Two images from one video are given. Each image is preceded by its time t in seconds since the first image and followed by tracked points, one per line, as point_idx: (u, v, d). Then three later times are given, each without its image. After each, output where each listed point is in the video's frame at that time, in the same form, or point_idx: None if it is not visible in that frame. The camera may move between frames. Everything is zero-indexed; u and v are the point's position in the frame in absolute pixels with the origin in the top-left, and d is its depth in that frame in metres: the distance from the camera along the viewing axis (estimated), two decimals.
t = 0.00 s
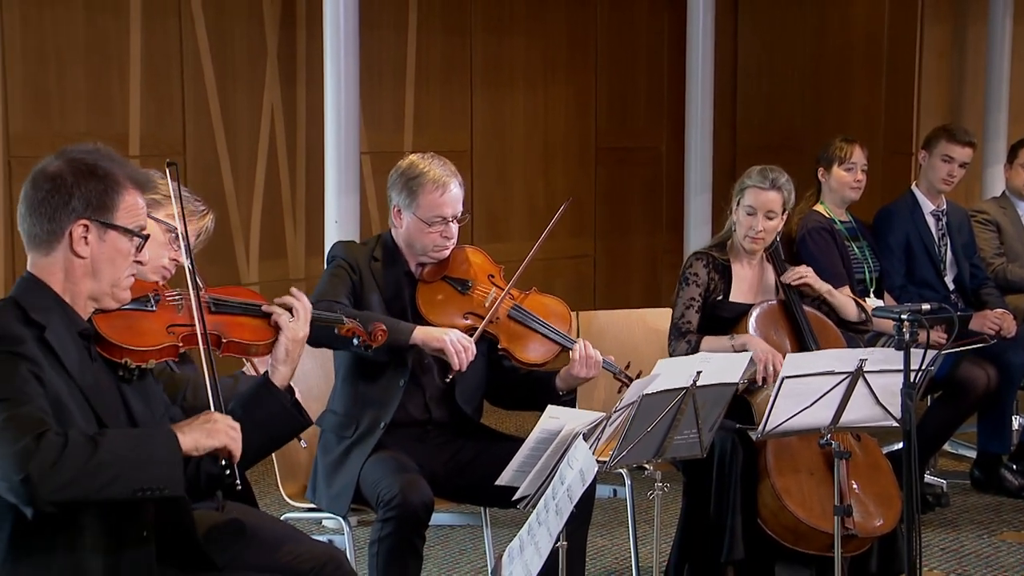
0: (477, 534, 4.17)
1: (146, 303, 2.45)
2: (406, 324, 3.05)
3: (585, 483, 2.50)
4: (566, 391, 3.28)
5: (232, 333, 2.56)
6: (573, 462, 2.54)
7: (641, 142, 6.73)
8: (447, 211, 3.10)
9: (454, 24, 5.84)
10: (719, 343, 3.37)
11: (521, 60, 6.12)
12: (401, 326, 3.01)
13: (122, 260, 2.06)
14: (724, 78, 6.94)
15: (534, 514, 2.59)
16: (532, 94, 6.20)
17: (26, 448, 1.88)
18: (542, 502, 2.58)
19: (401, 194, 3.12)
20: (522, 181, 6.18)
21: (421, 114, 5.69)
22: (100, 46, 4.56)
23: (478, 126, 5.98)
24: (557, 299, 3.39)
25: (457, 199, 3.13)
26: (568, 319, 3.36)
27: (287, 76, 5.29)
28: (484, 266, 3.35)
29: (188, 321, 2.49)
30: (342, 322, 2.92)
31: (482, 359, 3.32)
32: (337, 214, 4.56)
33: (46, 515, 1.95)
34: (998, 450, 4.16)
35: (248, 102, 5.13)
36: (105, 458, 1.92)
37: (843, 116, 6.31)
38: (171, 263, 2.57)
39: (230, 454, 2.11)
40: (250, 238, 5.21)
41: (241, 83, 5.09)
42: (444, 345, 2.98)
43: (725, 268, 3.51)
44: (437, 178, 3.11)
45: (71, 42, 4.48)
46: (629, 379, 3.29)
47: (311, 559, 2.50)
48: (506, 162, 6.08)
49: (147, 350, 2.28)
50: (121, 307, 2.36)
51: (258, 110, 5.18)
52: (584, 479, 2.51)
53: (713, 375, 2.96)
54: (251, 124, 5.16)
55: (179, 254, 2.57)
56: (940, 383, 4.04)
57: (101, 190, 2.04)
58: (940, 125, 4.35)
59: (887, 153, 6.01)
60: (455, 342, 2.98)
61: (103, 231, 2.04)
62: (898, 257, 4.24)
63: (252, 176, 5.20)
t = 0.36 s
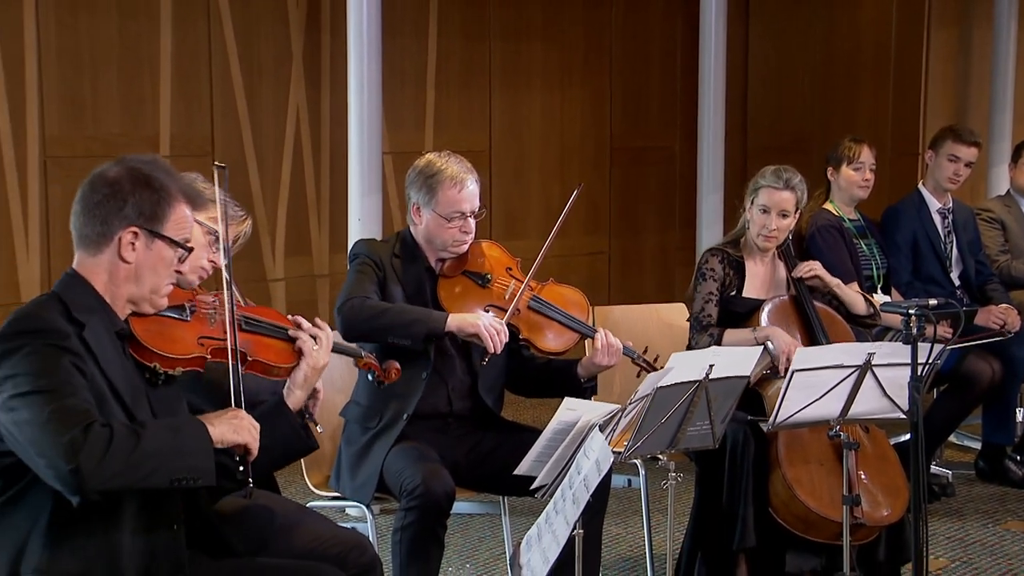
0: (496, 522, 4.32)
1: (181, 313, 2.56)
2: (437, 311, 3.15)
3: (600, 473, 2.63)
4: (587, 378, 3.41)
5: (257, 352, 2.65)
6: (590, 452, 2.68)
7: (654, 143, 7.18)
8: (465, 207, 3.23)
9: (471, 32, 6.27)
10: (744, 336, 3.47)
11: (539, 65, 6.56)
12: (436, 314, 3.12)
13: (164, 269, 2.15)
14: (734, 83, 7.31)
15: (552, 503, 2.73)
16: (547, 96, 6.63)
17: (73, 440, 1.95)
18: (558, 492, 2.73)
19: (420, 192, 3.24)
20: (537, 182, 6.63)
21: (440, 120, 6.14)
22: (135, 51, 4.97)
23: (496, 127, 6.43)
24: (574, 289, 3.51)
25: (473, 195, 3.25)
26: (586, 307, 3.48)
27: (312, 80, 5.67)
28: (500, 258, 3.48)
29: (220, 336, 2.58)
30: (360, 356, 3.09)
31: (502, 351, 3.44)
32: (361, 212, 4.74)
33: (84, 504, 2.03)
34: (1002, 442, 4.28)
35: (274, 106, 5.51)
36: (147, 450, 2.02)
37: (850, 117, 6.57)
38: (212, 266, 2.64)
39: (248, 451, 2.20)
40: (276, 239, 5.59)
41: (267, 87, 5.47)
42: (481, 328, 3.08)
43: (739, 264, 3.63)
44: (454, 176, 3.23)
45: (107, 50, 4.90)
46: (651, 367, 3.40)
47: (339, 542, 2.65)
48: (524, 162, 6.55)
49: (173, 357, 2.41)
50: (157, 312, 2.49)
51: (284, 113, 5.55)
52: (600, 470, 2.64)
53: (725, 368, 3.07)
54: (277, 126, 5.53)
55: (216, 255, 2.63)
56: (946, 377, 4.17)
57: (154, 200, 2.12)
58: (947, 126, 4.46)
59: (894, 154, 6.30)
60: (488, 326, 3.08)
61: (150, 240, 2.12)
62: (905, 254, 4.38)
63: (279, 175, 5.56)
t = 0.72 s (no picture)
0: (511, 513, 4.46)
1: (215, 330, 2.60)
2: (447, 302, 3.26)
3: (613, 463, 2.75)
4: (595, 370, 3.52)
5: (281, 380, 2.72)
6: (602, 443, 2.80)
7: (665, 144, 7.33)
8: (470, 204, 3.32)
9: (487, 35, 6.41)
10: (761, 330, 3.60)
11: (552, 68, 6.71)
12: (447, 302, 3.24)
13: (208, 288, 2.24)
14: (743, 85, 7.47)
15: (565, 494, 2.87)
16: (561, 98, 6.78)
17: (110, 439, 2.05)
18: (571, 482, 2.85)
19: (428, 192, 3.36)
20: (550, 182, 6.78)
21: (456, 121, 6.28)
22: (162, 54, 5.10)
23: (510, 128, 6.58)
24: (579, 284, 3.63)
25: (480, 191, 3.35)
26: (592, 302, 3.60)
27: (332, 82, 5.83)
28: (509, 254, 3.59)
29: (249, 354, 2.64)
30: (377, 398, 3.21)
31: (515, 343, 3.55)
32: (379, 211, 4.86)
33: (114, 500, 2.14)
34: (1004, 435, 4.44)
35: (296, 108, 5.65)
36: (176, 450, 2.13)
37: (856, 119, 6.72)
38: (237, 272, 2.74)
39: (262, 450, 2.30)
40: (297, 237, 5.74)
41: (289, 89, 5.61)
42: (492, 316, 3.22)
43: (748, 262, 3.76)
44: (460, 174, 3.34)
45: (133, 50, 5.02)
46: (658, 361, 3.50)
47: (360, 532, 2.79)
48: (540, 162, 6.70)
49: (200, 373, 2.50)
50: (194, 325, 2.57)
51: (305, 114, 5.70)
52: (612, 460, 2.75)
53: (734, 362, 3.19)
54: (298, 127, 5.68)
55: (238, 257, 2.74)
56: (949, 371, 4.30)
57: (210, 223, 2.21)
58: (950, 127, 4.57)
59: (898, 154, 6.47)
60: (498, 314, 3.22)
61: (199, 260, 2.20)
62: (908, 250, 4.50)
63: (299, 175, 5.71)
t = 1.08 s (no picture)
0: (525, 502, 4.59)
1: (245, 326, 2.66)
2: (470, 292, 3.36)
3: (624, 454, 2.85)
4: (614, 364, 3.63)
5: (311, 376, 2.77)
6: (613, 434, 2.94)
7: (675, 142, 7.46)
8: (483, 199, 3.43)
9: (502, 35, 6.52)
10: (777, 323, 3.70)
11: (566, 68, 6.84)
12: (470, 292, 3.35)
13: (236, 286, 2.32)
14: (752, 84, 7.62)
15: (578, 484, 2.96)
16: (574, 97, 6.90)
17: (166, 420, 2.14)
18: (584, 474, 2.96)
19: (442, 188, 3.47)
20: (563, 179, 6.90)
21: (472, 120, 6.41)
22: (186, 54, 5.24)
23: (526, 126, 6.69)
24: (594, 275, 3.74)
25: (492, 186, 3.45)
26: (606, 292, 3.71)
27: (351, 83, 5.97)
28: (524, 247, 3.69)
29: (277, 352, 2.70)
30: (407, 392, 3.23)
31: (530, 336, 3.65)
32: (396, 208, 4.97)
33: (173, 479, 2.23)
34: (1006, 426, 4.59)
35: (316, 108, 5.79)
36: (227, 420, 2.24)
37: (862, 117, 6.93)
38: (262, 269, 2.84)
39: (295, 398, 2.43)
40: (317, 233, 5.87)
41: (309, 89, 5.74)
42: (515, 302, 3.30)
43: (751, 257, 3.85)
44: (473, 169, 3.45)
45: (156, 51, 5.14)
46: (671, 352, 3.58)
47: (376, 522, 2.91)
48: (552, 160, 6.82)
49: (230, 369, 2.54)
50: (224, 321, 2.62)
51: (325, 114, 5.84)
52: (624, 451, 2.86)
53: (743, 355, 3.30)
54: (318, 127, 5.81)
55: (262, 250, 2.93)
56: (953, 363, 4.43)
57: (238, 223, 2.29)
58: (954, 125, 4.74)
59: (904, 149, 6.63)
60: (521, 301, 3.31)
61: (228, 259, 2.28)
62: (913, 248, 4.66)
63: (319, 173, 5.84)
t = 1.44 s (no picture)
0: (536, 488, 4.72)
1: (255, 300, 2.87)
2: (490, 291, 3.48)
3: (635, 441, 2.94)
4: (628, 361, 3.75)
5: (326, 342, 3.00)
6: (624, 422, 3.01)
7: (684, 137, 7.57)
8: (507, 196, 3.54)
9: (514, 32, 6.63)
10: (784, 309, 3.83)
11: (576, 63, 6.95)
12: (490, 294, 3.46)
13: (241, 262, 2.41)
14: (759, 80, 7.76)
15: (589, 469, 3.05)
16: (585, 92, 7.02)
17: (182, 411, 2.21)
18: (595, 460, 3.05)
19: (466, 182, 3.57)
20: (573, 173, 7.01)
21: (484, 114, 6.52)
22: (205, 52, 5.35)
23: (537, 121, 6.80)
24: (610, 273, 3.86)
25: (516, 184, 3.56)
26: (621, 291, 3.81)
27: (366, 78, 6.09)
28: (542, 244, 3.78)
29: (292, 324, 2.92)
30: (423, 344, 3.46)
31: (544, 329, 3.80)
32: (411, 200, 5.09)
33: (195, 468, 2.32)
34: (1007, 414, 4.71)
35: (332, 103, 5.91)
36: (242, 413, 2.31)
37: (865, 112, 7.06)
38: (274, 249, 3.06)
39: (315, 395, 2.51)
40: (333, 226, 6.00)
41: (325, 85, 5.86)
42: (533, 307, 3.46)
43: (748, 247, 3.99)
44: (498, 167, 3.54)
45: (179, 48, 5.26)
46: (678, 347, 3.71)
47: (391, 506, 3.02)
48: (563, 155, 6.93)
49: (244, 345, 2.76)
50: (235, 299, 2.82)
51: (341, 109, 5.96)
52: (634, 438, 2.95)
53: (749, 344, 3.39)
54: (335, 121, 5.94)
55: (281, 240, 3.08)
56: (956, 352, 4.54)
57: (233, 201, 2.37)
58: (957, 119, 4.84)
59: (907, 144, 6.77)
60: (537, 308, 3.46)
61: (229, 237, 2.38)
62: (916, 240, 4.78)
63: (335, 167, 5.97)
